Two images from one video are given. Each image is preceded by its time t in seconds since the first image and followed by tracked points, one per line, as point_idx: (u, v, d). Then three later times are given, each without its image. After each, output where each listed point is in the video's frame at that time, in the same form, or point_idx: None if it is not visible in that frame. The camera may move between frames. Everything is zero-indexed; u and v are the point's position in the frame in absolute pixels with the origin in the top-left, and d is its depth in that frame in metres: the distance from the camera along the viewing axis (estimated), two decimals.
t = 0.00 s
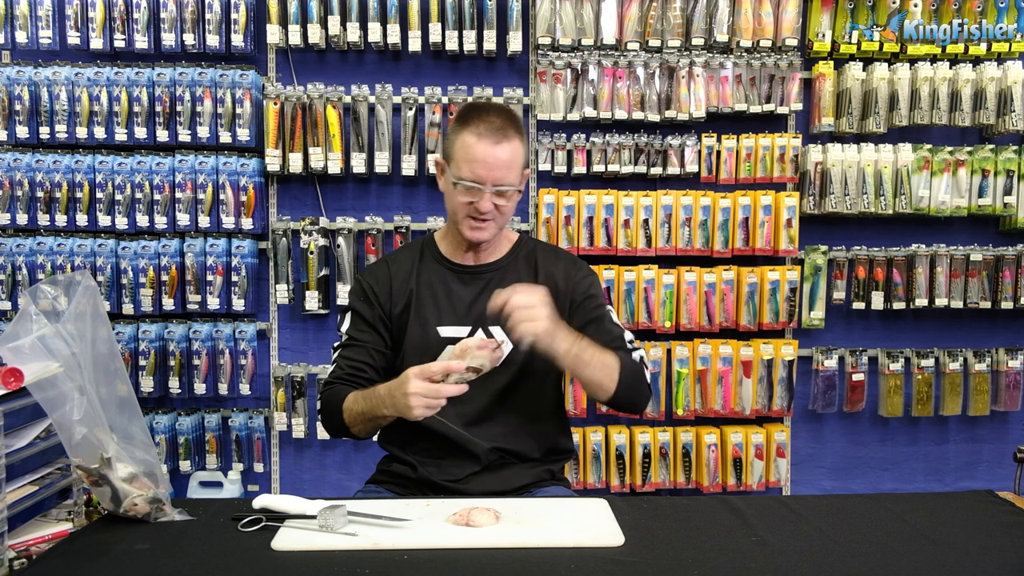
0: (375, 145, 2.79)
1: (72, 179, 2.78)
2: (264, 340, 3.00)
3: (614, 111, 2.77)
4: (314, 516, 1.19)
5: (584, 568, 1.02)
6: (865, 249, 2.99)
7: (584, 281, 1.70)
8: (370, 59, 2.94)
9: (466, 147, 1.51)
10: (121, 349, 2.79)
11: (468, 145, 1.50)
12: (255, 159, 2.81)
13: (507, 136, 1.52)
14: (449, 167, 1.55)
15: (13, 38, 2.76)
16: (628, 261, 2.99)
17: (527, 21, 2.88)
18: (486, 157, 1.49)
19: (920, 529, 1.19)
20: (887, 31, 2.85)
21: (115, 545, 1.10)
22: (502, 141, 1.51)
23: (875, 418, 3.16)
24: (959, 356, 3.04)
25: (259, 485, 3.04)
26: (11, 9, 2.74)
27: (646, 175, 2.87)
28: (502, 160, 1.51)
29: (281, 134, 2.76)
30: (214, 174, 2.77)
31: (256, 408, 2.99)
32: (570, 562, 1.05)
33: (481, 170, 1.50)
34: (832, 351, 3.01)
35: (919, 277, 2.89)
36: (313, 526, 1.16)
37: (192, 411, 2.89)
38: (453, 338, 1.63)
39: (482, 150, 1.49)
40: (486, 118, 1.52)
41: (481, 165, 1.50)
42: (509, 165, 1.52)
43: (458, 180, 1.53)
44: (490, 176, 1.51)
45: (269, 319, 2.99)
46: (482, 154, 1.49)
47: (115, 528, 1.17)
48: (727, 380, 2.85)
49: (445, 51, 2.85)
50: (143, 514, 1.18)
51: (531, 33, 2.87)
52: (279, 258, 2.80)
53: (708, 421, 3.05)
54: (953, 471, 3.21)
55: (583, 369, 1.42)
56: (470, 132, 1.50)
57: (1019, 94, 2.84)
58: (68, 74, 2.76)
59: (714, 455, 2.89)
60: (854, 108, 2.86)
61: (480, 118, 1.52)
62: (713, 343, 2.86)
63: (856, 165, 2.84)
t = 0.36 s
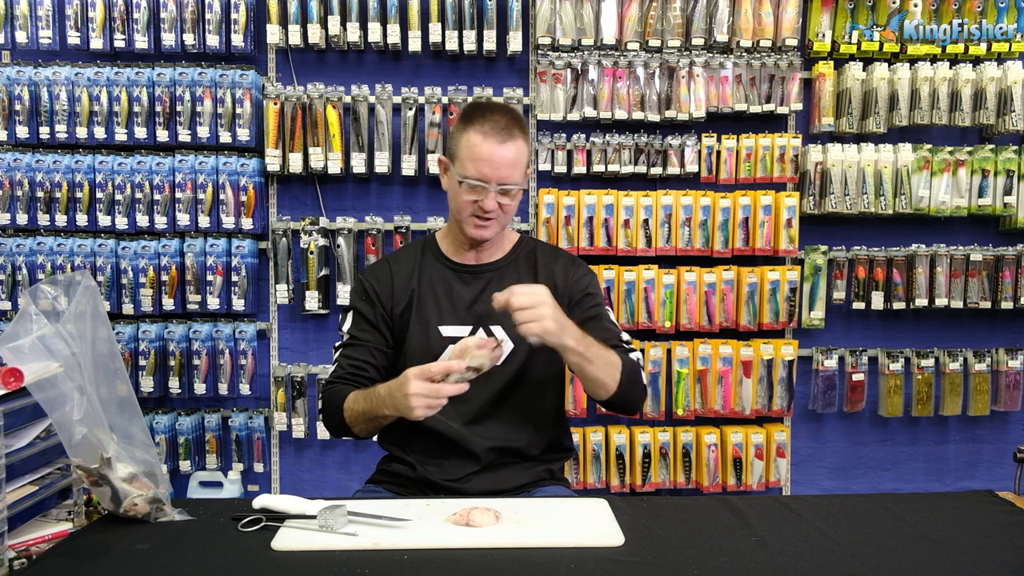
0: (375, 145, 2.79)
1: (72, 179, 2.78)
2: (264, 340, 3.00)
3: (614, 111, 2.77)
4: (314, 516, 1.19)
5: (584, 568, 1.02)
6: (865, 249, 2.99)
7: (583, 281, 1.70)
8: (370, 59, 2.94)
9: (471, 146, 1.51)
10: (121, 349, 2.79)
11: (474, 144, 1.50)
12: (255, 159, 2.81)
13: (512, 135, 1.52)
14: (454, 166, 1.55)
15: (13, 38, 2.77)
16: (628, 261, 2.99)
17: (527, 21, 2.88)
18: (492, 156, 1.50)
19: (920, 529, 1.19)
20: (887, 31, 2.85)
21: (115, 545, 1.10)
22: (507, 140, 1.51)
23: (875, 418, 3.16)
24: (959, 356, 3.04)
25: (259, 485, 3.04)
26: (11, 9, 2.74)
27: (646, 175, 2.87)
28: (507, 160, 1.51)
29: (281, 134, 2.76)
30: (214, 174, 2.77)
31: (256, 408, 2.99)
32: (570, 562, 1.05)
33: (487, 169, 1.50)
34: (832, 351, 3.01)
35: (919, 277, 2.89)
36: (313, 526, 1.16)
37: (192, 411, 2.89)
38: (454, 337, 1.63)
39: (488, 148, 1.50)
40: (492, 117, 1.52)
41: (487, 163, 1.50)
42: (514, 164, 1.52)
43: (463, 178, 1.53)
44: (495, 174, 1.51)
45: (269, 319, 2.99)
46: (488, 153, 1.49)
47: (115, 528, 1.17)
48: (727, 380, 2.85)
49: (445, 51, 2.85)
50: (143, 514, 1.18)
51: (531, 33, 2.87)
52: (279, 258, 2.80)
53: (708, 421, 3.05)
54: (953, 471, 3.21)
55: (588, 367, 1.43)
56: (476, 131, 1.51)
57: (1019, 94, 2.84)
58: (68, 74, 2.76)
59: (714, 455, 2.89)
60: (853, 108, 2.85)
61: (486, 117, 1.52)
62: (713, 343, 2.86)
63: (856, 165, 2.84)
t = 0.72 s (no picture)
0: (375, 145, 2.79)
1: (72, 179, 2.78)
2: (264, 340, 3.00)
3: (614, 111, 2.77)
4: (314, 516, 1.19)
5: (584, 568, 1.02)
6: (865, 249, 2.99)
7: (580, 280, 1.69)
8: (370, 59, 2.94)
9: (471, 144, 1.51)
10: (121, 349, 2.79)
11: (473, 142, 1.51)
12: (255, 159, 2.81)
13: (511, 133, 1.53)
14: (455, 164, 1.55)
15: (13, 38, 2.76)
16: (628, 261, 2.99)
17: (527, 21, 2.88)
18: (491, 153, 1.50)
19: (920, 529, 1.19)
20: (887, 31, 2.85)
21: (115, 545, 1.10)
22: (506, 137, 1.51)
23: (875, 418, 3.16)
24: (959, 356, 3.03)
25: (259, 485, 3.04)
26: (11, 9, 2.74)
27: (646, 175, 2.87)
28: (507, 156, 1.52)
29: (281, 134, 2.76)
30: (214, 174, 2.77)
31: (256, 408, 2.99)
32: (570, 562, 1.05)
33: (487, 166, 1.51)
34: (832, 351, 3.01)
35: (919, 277, 2.89)
36: (313, 526, 1.16)
37: (192, 411, 2.89)
38: (454, 337, 1.63)
39: (487, 146, 1.50)
40: (491, 115, 1.53)
41: (486, 160, 1.50)
42: (514, 161, 1.52)
43: (464, 176, 1.53)
44: (495, 171, 1.51)
45: (269, 319, 2.99)
46: (488, 150, 1.50)
47: (115, 528, 1.17)
48: (727, 380, 2.85)
49: (445, 51, 2.85)
50: (143, 514, 1.18)
51: (531, 33, 2.87)
52: (279, 258, 2.80)
53: (708, 421, 3.05)
54: (953, 471, 3.21)
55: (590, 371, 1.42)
56: (475, 129, 1.51)
57: (1019, 94, 2.84)
58: (68, 74, 2.76)
59: (714, 455, 2.89)
60: (853, 108, 2.86)
61: (484, 114, 1.53)
62: (713, 343, 2.86)
63: (856, 165, 2.84)
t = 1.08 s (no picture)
0: (375, 145, 2.79)
1: (72, 179, 2.78)
2: (264, 340, 3.00)
3: (614, 111, 2.77)
4: (314, 516, 1.19)
5: (584, 568, 1.02)
6: (865, 249, 2.99)
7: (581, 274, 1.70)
8: (370, 59, 2.94)
9: (472, 145, 1.51)
10: (121, 349, 2.79)
11: (476, 143, 1.51)
12: (255, 159, 2.81)
13: (513, 134, 1.53)
14: (455, 165, 1.56)
15: (13, 38, 2.77)
16: (628, 261, 2.99)
17: (527, 21, 2.88)
18: (493, 155, 1.50)
19: (920, 529, 1.19)
20: (887, 31, 2.85)
21: (115, 545, 1.10)
22: (508, 139, 1.52)
23: (875, 418, 3.16)
24: (959, 356, 3.04)
25: (259, 485, 3.04)
26: (11, 9, 2.74)
27: (646, 175, 2.87)
28: (509, 158, 1.52)
29: (281, 134, 2.76)
30: (214, 174, 2.77)
31: (256, 408, 2.99)
32: (570, 562, 1.05)
33: (488, 168, 1.51)
34: (832, 351, 3.01)
35: (919, 277, 2.89)
36: (313, 526, 1.16)
37: (192, 411, 2.89)
38: (455, 335, 1.63)
39: (488, 148, 1.50)
40: (492, 117, 1.53)
41: (488, 162, 1.50)
42: (515, 164, 1.52)
43: (465, 177, 1.53)
44: (496, 173, 1.51)
45: (269, 319, 2.99)
46: (489, 152, 1.50)
47: (115, 528, 1.17)
48: (727, 380, 2.85)
49: (445, 51, 2.85)
50: (143, 514, 1.18)
51: (531, 33, 2.87)
52: (279, 258, 2.80)
53: (708, 421, 3.05)
54: (953, 471, 3.21)
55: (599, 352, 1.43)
56: (477, 130, 1.51)
57: (1019, 94, 2.84)
58: (68, 74, 2.76)
59: (714, 455, 2.89)
60: (854, 108, 2.86)
61: (487, 115, 1.52)
62: (713, 343, 2.86)
63: (856, 165, 2.84)
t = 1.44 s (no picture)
0: (375, 145, 2.79)
1: (72, 179, 2.78)
2: (264, 340, 3.00)
3: (614, 112, 2.77)
4: (314, 516, 1.19)
5: (584, 568, 1.02)
6: (865, 249, 2.99)
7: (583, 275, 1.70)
8: (370, 59, 2.94)
9: (472, 148, 1.50)
10: (121, 349, 2.79)
11: (476, 147, 1.50)
12: (255, 159, 2.81)
13: (514, 138, 1.51)
14: (455, 167, 1.55)
15: (13, 38, 2.77)
16: (628, 261, 2.99)
17: (527, 21, 2.88)
18: (493, 159, 1.49)
19: (920, 529, 1.19)
20: (887, 31, 2.85)
21: (115, 545, 1.10)
22: (509, 143, 1.50)
23: (875, 418, 3.16)
24: (959, 356, 3.04)
25: (259, 485, 3.04)
26: (11, 9, 2.74)
27: (646, 175, 2.87)
28: (509, 163, 1.51)
29: (281, 134, 2.76)
30: (214, 174, 2.77)
31: (256, 408, 2.99)
32: (570, 562, 1.05)
33: (488, 172, 1.50)
34: (832, 351, 3.01)
35: (919, 277, 2.89)
36: (313, 526, 1.16)
37: (192, 411, 2.89)
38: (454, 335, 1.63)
39: (488, 152, 1.49)
40: (494, 120, 1.52)
41: (488, 166, 1.49)
42: (515, 168, 1.51)
43: (465, 180, 1.53)
44: (496, 177, 1.50)
45: (269, 319, 2.99)
46: (489, 156, 1.49)
47: (115, 528, 1.17)
48: (727, 380, 2.85)
49: (445, 51, 2.85)
50: (143, 514, 1.18)
51: (531, 33, 2.87)
52: (279, 258, 2.80)
53: (708, 421, 3.05)
54: (953, 471, 3.21)
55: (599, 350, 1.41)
56: (478, 133, 1.50)
57: (1020, 94, 2.84)
58: (68, 74, 2.76)
59: (714, 455, 2.89)
60: (853, 108, 2.86)
61: (489, 119, 1.51)
62: (713, 343, 2.86)
63: (856, 165, 2.84)
